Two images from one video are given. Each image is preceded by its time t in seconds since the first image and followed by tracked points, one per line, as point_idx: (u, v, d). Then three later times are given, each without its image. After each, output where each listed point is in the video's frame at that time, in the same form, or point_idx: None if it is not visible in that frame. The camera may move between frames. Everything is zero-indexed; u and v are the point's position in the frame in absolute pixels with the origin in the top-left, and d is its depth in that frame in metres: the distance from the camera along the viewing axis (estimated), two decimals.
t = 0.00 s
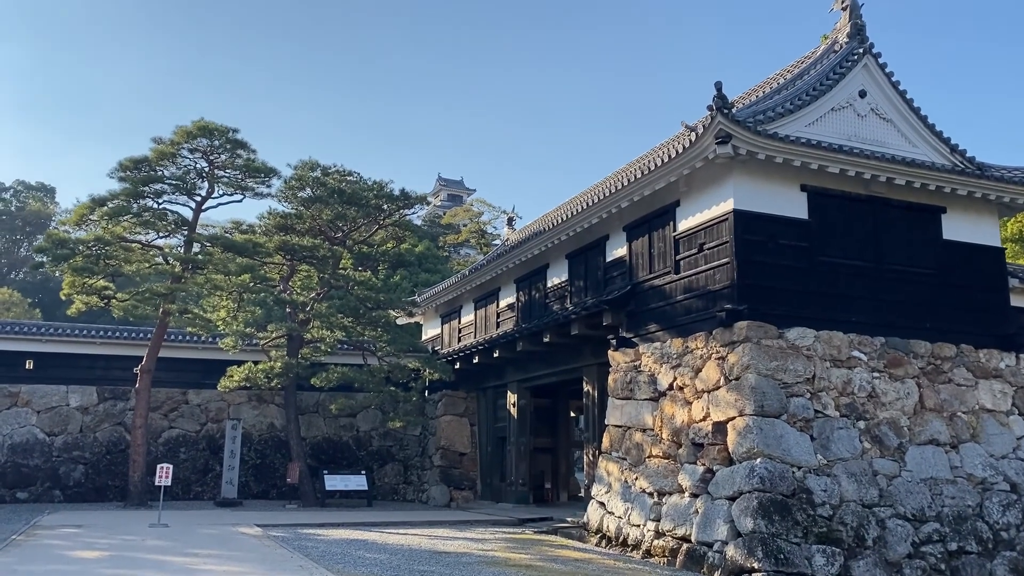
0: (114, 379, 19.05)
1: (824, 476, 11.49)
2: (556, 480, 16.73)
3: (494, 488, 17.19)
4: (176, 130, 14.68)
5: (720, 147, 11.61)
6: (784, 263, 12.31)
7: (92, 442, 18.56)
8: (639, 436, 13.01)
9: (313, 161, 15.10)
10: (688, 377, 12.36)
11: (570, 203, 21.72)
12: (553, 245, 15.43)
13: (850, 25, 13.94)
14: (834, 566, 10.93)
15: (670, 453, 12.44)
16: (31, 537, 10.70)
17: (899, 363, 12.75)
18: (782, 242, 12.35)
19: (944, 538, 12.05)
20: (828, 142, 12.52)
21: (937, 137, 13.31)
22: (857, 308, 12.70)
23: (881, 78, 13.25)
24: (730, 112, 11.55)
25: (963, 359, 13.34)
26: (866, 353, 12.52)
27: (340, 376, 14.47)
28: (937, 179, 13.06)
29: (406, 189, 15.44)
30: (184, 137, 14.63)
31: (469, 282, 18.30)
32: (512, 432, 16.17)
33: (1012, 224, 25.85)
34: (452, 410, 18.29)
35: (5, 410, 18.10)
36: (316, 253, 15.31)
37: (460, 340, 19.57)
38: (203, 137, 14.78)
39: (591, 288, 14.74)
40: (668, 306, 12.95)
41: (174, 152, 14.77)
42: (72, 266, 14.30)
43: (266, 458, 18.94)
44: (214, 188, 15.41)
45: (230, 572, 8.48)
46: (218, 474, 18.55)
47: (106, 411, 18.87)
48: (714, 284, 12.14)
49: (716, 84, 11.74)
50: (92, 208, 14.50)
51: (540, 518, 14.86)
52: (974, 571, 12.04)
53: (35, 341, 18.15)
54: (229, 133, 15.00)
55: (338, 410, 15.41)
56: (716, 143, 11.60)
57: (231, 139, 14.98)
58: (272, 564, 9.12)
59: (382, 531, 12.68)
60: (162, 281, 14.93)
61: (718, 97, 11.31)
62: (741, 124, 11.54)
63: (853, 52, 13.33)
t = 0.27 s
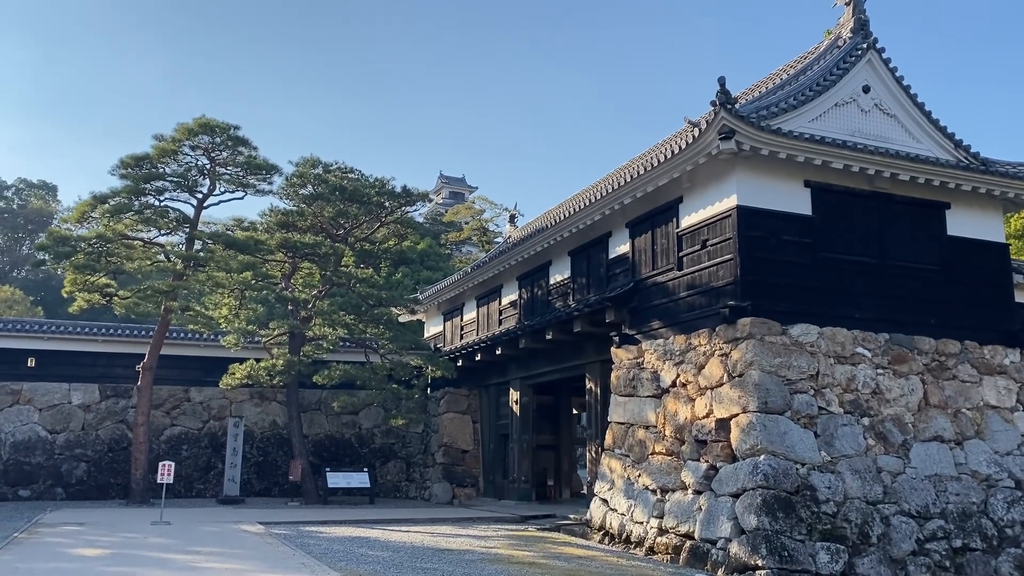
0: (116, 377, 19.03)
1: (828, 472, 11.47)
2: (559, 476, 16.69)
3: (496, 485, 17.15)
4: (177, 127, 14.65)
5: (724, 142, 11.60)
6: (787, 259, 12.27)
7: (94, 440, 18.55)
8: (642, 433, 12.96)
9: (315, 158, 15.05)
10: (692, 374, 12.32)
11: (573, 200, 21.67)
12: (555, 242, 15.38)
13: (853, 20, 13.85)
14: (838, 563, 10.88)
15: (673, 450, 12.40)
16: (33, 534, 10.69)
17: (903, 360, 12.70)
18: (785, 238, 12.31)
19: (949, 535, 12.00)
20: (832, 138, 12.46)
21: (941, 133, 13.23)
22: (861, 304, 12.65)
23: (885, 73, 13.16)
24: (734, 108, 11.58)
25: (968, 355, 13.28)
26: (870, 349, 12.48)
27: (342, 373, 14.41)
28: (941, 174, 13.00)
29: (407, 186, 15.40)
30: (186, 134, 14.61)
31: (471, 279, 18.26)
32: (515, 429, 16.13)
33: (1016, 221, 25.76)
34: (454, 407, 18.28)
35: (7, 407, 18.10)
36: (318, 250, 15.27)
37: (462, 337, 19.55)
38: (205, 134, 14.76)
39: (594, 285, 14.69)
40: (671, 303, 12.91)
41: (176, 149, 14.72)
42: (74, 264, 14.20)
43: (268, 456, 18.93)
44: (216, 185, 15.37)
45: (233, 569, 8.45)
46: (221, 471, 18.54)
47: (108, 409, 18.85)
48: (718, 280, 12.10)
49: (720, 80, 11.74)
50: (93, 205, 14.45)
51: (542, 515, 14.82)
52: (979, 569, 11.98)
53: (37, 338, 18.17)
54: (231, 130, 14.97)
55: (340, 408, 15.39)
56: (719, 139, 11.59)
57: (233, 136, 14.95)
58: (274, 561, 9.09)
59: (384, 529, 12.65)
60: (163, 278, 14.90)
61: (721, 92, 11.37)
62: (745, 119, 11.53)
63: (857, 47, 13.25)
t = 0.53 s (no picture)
0: (117, 375, 19.02)
1: (830, 469, 11.44)
2: (560, 474, 16.62)
3: (498, 482, 17.12)
4: (178, 125, 14.62)
5: (726, 137, 11.60)
6: (789, 255, 12.24)
7: (95, 438, 18.54)
8: (643, 430, 12.92)
9: (315, 156, 15.02)
10: (693, 371, 12.29)
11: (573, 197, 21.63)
12: (556, 239, 15.35)
13: (855, 15, 13.81)
14: (841, 560, 10.85)
15: (675, 447, 12.38)
16: (34, 532, 10.67)
17: (905, 356, 12.66)
18: (787, 234, 12.28)
19: (952, 532, 11.97)
20: (833, 133, 12.42)
21: (943, 128, 13.17)
22: (863, 300, 12.62)
23: (887, 68, 13.11)
24: (735, 103, 11.58)
25: (970, 351, 13.24)
26: (872, 345, 12.45)
27: (343, 371, 14.39)
28: (944, 170, 12.95)
29: (408, 183, 15.36)
30: (186, 131, 14.58)
31: (471, 276, 18.23)
32: (516, 426, 16.11)
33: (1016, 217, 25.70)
34: (455, 405, 18.26)
35: (8, 405, 18.09)
36: (318, 248, 15.23)
37: (463, 334, 19.53)
38: (205, 131, 14.73)
39: (595, 282, 14.66)
40: (672, 299, 12.87)
41: (176, 146, 14.69)
42: (74, 261, 14.22)
43: (270, 453, 18.91)
44: (216, 182, 15.33)
45: (234, 566, 8.43)
46: (222, 469, 18.53)
47: (109, 407, 18.85)
48: (719, 276, 12.07)
49: (722, 76, 11.73)
50: (93, 203, 14.38)
51: (544, 513, 14.79)
52: (983, 565, 11.95)
53: (38, 336, 18.22)
54: (231, 127, 14.94)
55: (341, 405, 15.36)
56: (721, 134, 11.59)
57: (233, 133, 14.93)
58: (275, 559, 9.07)
59: (386, 526, 12.64)
60: (164, 276, 14.87)
61: (723, 87, 11.36)
62: (747, 115, 11.52)
63: (859, 43, 13.18)
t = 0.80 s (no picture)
0: (116, 374, 19.02)
1: (831, 467, 11.43)
2: (560, 472, 16.57)
3: (497, 481, 17.11)
4: (176, 124, 14.60)
5: (726, 135, 11.62)
6: (788, 253, 12.23)
7: (95, 437, 18.55)
8: (644, 428, 12.90)
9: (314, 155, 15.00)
10: (694, 369, 12.28)
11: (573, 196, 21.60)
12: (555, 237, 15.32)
13: (854, 12, 13.77)
14: (841, 557, 10.84)
15: (675, 445, 12.36)
16: (34, 532, 10.68)
17: (906, 353, 12.64)
18: (787, 231, 12.27)
19: (953, 529, 11.95)
20: (833, 130, 12.40)
21: (943, 124, 13.14)
22: (863, 298, 12.60)
23: (887, 65, 13.07)
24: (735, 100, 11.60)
25: (971, 348, 13.22)
26: (872, 343, 12.44)
27: (343, 370, 14.40)
28: (944, 167, 12.92)
29: (407, 182, 15.34)
30: (184, 130, 14.56)
31: (471, 275, 18.20)
32: (516, 425, 16.09)
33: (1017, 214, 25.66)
34: (455, 404, 18.25)
35: (8, 405, 18.10)
36: (318, 247, 15.19)
37: (462, 333, 19.51)
38: (204, 130, 14.71)
39: (594, 280, 14.63)
40: (672, 297, 12.84)
41: (175, 146, 14.67)
42: (73, 261, 14.22)
43: (270, 452, 18.91)
44: (216, 182, 15.32)
45: (233, 566, 8.41)
46: (222, 468, 18.53)
47: (109, 407, 18.84)
48: (720, 274, 12.06)
49: (721, 73, 11.74)
50: (92, 202, 14.38)
51: (544, 511, 14.77)
52: (984, 562, 11.92)
53: (37, 336, 18.19)
54: (230, 127, 14.92)
55: (341, 404, 15.33)
56: (721, 131, 11.60)
57: (232, 132, 14.91)
58: (274, 558, 9.06)
59: (386, 525, 12.63)
60: (163, 276, 14.85)
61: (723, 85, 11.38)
62: (747, 112, 11.54)
63: (859, 39, 13.14)
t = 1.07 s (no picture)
0: (115, 375, 18.96)
1: (833, 466, 11.38)
2: (561, 472, 16.50)
3: (497, 481, 17.06)
4: (175, 124, 14.55)
5: (726, 133, 11.59)
6: (789, 252, 12.19)
7: (94, 439, 18.51)
8: (644, 428, 12.85)
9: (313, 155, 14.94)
10: (695, 368, 12.23)
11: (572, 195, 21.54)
12: (555, 236, 15.26)
13: (855, 10, 13.72)
14: (844, 557, 10.79)
15: (676, 445, 12.31)
16: (32, 534, 10.63)
17: (908, 352, 12.60)
18: (788, 230, 12.23)
19: (955, 529, 11.90)
20: (834, 128, 12.35)
21: (944, 122, 13.09)
22: (864, 296, 12.55)
23: (888, 63, 13.02)
24: (735, 98, 11.58)
25: (973, 347, 13.16)
26: (874, 342, 12.39)
27: (343, 370, 14.35)
28: (945, 165, 12.87)
29: (406, 182, 15.29)
30: (183, 130, 14.51)
31: (471, 275, 18.14)
32: (516, 425, 16.04)
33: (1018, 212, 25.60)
34: (455, 404, 18.22)
35: (7, 407, 18.05)
36: (317, 247, 15.11)
37: (462, 333, 19.45)
38: (202, 130, 14.66)
39: (594, 280, 14.57)
40: (673, 297, 12.79)
41: (173, 146, 14.62)
42: (71, 261, 14.20)
43: (269, 453, 18.87)
44: (214, 182, 15.28)
45: (232, 568, 8.36)
46: (221, 469, 18.49)
47: (108, 408, 18.79)
48: (721, 273, 12.01)
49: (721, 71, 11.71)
50: (90, 203, 14.37)
51: (545, 511, 14.72)
52: (987, 562, 11.87)
53: (36, 337, 18.13)
54: (228, 126, 14.87)
55: (341, 404, 15.25)
56: (722, 130, 11.58)
57: (230, 132, 14.86)
58: (274, 559, 9.01)
59: (386, 526, 12.58)
60: (162, 276, 14.80)
61: (723, 83, 11.36)
62: (747, 110, 11.52)
63: (859, 37, 13.08)
